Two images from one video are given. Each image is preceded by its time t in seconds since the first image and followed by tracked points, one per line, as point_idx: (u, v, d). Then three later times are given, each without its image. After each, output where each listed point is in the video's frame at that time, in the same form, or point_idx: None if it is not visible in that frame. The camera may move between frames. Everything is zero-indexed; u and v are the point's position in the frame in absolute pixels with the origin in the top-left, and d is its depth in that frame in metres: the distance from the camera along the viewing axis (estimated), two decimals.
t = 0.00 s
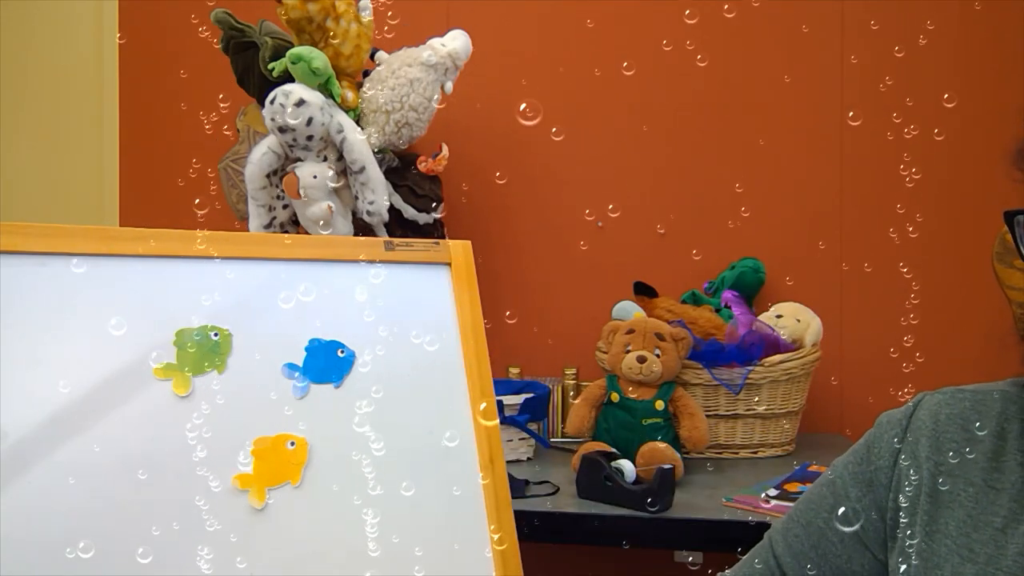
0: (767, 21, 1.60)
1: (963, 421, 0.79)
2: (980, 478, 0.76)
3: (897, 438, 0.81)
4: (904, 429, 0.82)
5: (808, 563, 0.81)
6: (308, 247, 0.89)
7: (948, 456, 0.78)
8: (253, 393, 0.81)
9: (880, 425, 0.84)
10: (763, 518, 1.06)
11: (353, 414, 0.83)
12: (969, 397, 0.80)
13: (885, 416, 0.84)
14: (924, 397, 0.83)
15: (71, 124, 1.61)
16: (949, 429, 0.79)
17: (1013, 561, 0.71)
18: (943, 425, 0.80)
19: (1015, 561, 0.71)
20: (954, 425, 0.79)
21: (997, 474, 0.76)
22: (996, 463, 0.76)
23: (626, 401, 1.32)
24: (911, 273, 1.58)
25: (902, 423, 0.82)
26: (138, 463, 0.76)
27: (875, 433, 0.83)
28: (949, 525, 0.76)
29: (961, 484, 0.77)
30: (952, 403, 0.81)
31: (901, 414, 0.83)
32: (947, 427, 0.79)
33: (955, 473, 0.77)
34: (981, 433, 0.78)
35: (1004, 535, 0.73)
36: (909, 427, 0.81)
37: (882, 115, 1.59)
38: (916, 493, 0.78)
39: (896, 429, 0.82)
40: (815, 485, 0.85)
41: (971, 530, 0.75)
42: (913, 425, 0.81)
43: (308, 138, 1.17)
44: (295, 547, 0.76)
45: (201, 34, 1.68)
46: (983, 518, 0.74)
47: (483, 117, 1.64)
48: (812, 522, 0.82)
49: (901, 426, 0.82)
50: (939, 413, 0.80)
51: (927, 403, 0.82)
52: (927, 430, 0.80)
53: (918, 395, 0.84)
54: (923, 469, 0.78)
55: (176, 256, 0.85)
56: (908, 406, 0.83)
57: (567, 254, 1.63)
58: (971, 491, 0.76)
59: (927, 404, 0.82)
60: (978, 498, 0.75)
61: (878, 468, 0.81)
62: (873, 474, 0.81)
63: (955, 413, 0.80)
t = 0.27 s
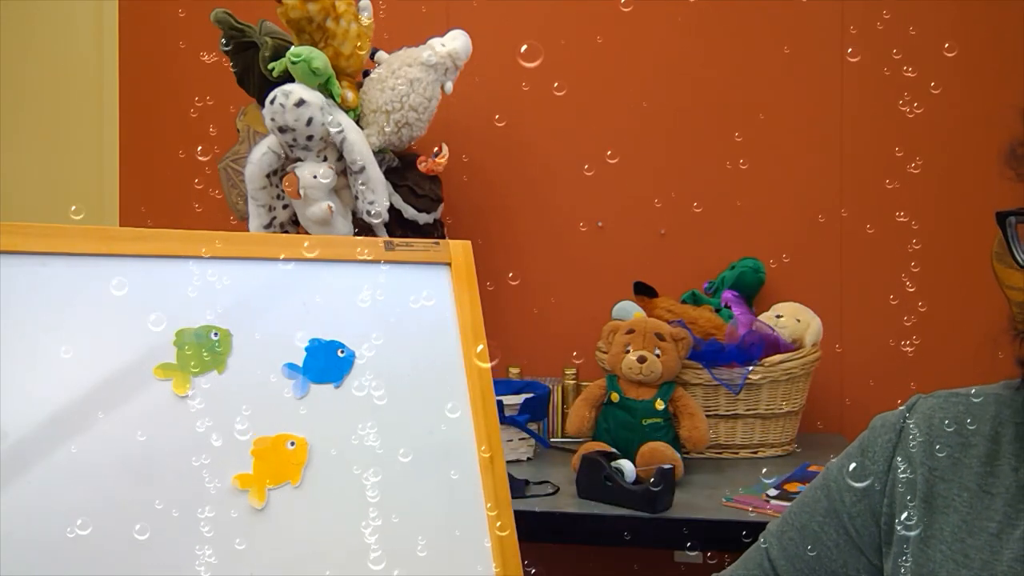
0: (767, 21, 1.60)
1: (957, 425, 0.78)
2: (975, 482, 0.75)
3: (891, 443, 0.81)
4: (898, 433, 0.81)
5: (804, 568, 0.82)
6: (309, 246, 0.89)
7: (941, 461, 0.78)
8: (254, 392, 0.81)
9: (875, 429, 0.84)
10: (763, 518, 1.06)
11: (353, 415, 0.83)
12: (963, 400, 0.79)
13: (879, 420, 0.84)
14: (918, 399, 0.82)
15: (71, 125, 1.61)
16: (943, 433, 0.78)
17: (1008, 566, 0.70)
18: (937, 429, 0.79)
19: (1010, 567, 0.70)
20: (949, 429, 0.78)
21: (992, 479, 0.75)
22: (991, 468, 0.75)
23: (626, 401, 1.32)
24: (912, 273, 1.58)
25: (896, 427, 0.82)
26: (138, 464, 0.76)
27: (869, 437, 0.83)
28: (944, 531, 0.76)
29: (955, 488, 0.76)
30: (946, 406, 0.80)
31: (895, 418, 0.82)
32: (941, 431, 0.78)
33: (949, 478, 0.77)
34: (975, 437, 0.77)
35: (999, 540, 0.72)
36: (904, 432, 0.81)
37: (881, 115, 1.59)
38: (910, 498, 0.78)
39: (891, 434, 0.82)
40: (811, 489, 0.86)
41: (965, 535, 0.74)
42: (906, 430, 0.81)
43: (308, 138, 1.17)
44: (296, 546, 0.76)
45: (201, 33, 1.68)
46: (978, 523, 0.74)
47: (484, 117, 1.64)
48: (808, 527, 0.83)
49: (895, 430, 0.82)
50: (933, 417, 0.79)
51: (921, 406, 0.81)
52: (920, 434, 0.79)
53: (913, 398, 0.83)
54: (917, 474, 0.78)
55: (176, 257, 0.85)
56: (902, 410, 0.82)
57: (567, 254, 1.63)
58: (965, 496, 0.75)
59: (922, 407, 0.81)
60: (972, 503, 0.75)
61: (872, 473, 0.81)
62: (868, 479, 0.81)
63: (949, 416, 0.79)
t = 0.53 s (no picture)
0: (768, 21, 1.60)
1: (958, 426, 0.78)
2: (977, 484, 0.76)
3: (893, 444, 0.80)
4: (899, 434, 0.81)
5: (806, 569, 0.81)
6: (309, 246, 0.89)
7: (944, 462, 0.78)
8: (254, 392, 0.81)
9: (875, 429, 0.83)
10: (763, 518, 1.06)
11: (353, 415, 0.83)
12: (965, 402, 0.80)
13: (880, 419, 0.84)
14: (919, 401, 0.82)
15: (71, 124, 1.61)
16: (945, 435, 0.79)
17: (1010, 568, 0.71)
18: (939, 431, 0.79)
19: (1012, 569, 0.71)
20: (951, 431, 0.79)
21: (994, 480, 0.75)
22: (993, 469, 0.75)
23: (626, 401, 1.32)
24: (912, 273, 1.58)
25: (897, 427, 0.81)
26: (138, 464, 0.76)
27: (869, 437, 0.83)
28: (946, 532, 0.76)
29: (958, 490, 0.76)
30: (948, 408, 0.80)
31: (896, 418, 0.82)
32: (943, 433, 0.79)
33: (951, 480, 0.77)
34: (977, 439, 0.77)
35: (1001, 542, 0.73)
36: (905, 433, 0.81)
37: (882, 114, 1.59)
38: (912, 499, 0.78)
39: (892, 435, 0.81)
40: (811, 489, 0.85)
41: (968, 537, 0.74)
42: (907, 431, 0.80)
43: (308, 137, 1.17)
44: (296, 546, 0.76)
45: (201, 34, 1.68)
46: (980, 525, 0.74)
47: (484, 117, 1.64)
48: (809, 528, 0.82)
49: (897, 431, 0.81)
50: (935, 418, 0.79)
51: (922, 408, 0.81)
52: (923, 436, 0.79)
53: (913, 399, 0.83)
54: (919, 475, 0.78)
55: (177, 257, 0.85)
56: (904, 410, 0.82)
57: (567, 254, 1.63)
58: (968, 498, 0.76)
59: (923, 408, 0.81)
60: (975, 504, 0.75)
61: (874, 474, 0.81)
62: (869, 480, 0.81)
63: (951, 418, 0.79)
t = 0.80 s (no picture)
0: (768, 21, 1.60)
1: (962, 424, 0.78)
2: (980, 482, 0.76)
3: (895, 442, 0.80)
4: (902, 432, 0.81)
5: (809, 567, 0.82)
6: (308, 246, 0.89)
7: (947, 460, 0.78)
8: (254, 391, 0.81)
9: (878, 426, 0.83)
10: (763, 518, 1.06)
11: (353, 415, 0.83)
12: (968, 399, 0.79)
13: (882, 417, 0.84)
14: (921, 399, 0.82)
15: (71, 124, 1.61)
16: (948, 433, 0.78)
17: (1013, 566, 0.72)
18: (942, 429, 0.79)
19: (1015, 567, 0.72)
20: (954, 428, 0.78)
21: (997, 478, 0.75)
22: (995, 467, 0.76)
23: (626, 401, 1.32)
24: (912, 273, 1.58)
25: (899, 426, 0.81)
26: (138, 464, 0.76)
27: (872, 435, 0.83)
28: (949, 530, 0.76)
29: (961, 488, 0.76)
30: (951, 405, 0.80)
31: (898, 416, 0.82)
32: (946, 431, 0.78)
33: (954, 477, 0.77)
34: (979, 436, 0.77)
35: (1004, 540, 0.73)
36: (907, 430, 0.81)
37: (882, 114, 1.59)
38: (915, 496, 0.78)
39: (894, 432, 0.81)
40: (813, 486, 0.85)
41: (970, 534, 0.75)
42: (909, 428, 0.80)
43: (308, 138, 1.17)
44: (298, 546, 0.76)
45: (201, 33, 1.68)
46: (984, 523, 0.74)
47: (484, 117, 1.64)
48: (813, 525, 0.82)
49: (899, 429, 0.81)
50: (938, 416, 0.79)
51: (925, 406, 0.81)
52: (926, 433, 0.79)
53: (916, 397, 0.82)
54: (922, 473, 0.78)
55: (176, 256, 0.85)
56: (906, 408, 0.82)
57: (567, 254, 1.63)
58: (971, 496, 0.76)
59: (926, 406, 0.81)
60: (977, 502, 0.75)
61: (876, 471, 0.81)
62: (872, 477, 0.81)
63: (954, 415, 0.79)
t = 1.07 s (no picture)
0: (768, 21, 1.60)
1: (942, 421, 0.77)
2: (960, 476, 0.75)
3: (877, 443, 0.80)
4: (884, 433, 0.81)
5: None
6: (309, 246, 0.89)
7: (926, 455, 0.77)
8: (254, 391, 0.81)
9: (865, 433, 0.83)
10: (764, 517, 1.06)
11: (353, 415, 0.83)
12: (949, 398, 0.79)
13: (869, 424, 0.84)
14: (904, 402, 0.82)
15: (72, 123, 1.61)
16: (927, 429, 0.78)
17: (993, 558, 0.71)
18: (921, 425, 0.78)
19: (996, 559, 0.70)
20: (933, 425, 0.78)
21: (977, 472, 0.74)
22: (975, 461, 0.75)
23: (626, 401, 1.32)
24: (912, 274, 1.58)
25: (881, 428, 0.81)
26: (136, 464, 0.76)
27: (859, 440, 0.83)
28: (931, 524, 0.75)
29: (940, 482, 0.75)
30: (932, 404, 0.79)
31: (882, 420, 0.82)
32: (924, 427, 0.78)
33: (934, 471, 0.76)
34: (959, 433, 0.76)
35: (985, 532, 0.72)
36: (889, 431, 0.80)
37: (882, 113, 1.59)
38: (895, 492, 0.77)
39: (876, 435, 0.81)
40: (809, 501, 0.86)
41: (952, 527, 0.74)
42: (891, 429, 0.80)
43: (308, 138, 1.17)
44: (299, 545, 0.76)
45: (201, 34, 1.68)
46: (965, 516, 0.73)
47: (485, 117, 1.64)
48: (804, 534, 0.83)
49: (881, 430, 0.81)
50: (917, 415, 0.79)
51: (906, 407, 0.80)
52: (905, 431, 0.78)
53: (900, 400, 0.83)
54: (901, 470, 0.77)
55: (177, 257, 0.85)
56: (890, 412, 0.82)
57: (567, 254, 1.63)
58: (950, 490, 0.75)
59: (907, 407, 0.81)
60: (958, 495, 0.74)
61: (860, 473, 0.81)
62: (857, 480, 0.81)
63: (934, 413, 0.78)
